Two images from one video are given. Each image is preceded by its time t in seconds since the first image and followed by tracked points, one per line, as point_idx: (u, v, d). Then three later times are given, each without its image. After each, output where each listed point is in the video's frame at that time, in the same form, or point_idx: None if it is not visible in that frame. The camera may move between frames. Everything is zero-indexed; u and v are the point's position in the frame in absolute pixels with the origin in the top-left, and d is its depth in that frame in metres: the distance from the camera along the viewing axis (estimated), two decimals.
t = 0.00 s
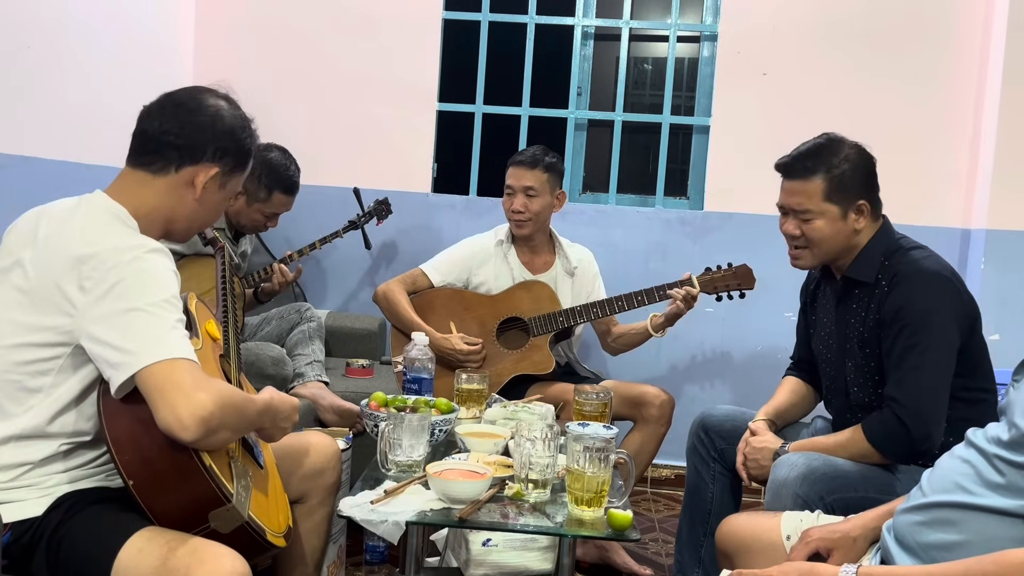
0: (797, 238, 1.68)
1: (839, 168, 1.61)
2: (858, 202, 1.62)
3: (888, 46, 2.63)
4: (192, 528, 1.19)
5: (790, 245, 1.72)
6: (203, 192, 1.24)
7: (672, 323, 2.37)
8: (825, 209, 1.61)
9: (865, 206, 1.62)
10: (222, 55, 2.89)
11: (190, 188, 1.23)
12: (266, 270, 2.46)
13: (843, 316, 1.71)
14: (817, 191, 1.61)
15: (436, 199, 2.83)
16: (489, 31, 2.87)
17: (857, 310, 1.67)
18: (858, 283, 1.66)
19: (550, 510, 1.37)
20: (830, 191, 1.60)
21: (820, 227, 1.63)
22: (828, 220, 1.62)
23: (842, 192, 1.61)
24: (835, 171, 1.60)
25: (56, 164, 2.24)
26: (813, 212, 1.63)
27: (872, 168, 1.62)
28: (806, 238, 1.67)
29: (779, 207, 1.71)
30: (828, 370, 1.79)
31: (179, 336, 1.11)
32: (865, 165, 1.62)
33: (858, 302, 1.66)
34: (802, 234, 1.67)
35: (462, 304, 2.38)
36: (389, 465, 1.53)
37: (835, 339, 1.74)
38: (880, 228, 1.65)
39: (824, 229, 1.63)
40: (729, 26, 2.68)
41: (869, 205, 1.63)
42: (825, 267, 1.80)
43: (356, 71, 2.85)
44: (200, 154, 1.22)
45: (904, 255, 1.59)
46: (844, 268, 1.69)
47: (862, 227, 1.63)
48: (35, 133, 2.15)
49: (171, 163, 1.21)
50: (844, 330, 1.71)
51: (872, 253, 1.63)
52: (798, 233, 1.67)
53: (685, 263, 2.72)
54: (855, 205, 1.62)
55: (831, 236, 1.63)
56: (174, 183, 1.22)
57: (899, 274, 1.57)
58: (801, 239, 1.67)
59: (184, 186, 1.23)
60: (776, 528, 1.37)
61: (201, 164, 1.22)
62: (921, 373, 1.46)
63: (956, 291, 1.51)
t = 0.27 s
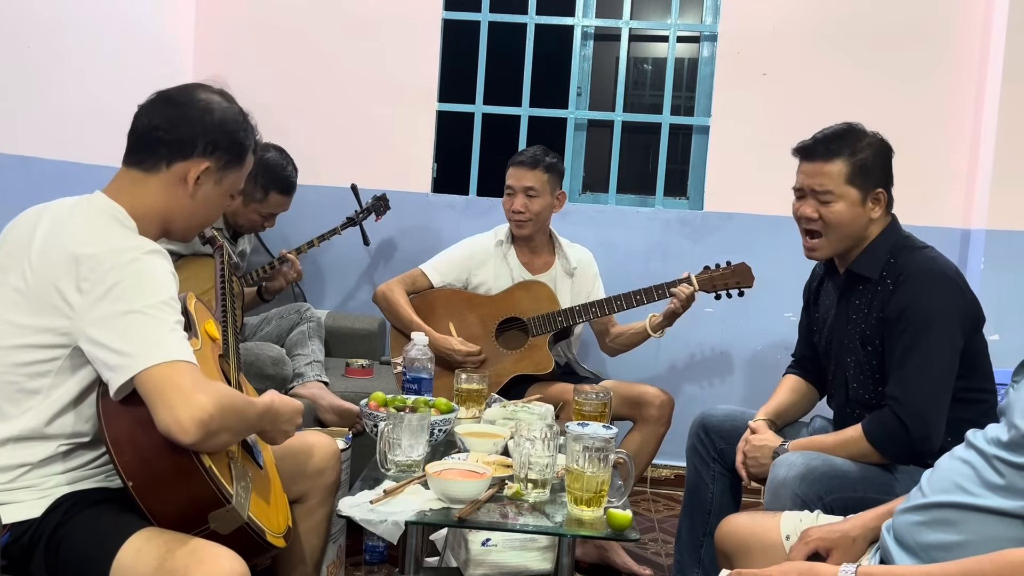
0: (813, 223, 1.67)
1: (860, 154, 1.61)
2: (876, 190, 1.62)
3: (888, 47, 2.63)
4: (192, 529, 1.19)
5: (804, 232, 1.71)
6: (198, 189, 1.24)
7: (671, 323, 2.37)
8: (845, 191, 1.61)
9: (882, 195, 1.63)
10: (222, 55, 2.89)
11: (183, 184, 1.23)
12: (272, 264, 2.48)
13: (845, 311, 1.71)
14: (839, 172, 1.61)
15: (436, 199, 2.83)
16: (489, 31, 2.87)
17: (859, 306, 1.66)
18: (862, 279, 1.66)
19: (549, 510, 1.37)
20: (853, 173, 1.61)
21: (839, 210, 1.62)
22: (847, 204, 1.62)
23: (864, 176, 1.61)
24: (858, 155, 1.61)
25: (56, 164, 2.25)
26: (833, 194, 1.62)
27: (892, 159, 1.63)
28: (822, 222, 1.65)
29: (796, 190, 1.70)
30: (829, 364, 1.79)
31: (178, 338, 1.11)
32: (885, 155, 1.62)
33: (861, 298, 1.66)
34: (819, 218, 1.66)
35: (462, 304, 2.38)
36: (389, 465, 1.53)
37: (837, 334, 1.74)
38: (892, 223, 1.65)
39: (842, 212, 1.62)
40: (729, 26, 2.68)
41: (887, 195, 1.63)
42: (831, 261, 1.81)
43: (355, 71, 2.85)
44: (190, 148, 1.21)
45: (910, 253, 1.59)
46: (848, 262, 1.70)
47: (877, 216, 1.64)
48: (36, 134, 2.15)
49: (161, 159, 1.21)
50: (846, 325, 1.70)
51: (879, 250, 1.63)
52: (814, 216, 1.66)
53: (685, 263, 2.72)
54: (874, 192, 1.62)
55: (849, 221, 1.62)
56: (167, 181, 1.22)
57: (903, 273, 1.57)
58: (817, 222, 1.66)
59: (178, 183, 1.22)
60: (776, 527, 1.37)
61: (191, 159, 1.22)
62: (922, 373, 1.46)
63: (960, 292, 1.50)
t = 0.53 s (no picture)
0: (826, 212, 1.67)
1: (879, 145, 1.63)
2: (891, 183, 1.64)
3: (888, 47, 2.63)
4: (193, 529, 1.19)
5: (814, 222, 1.71)
6: (187, 179, 1.22)
7: (671, 324, 2.37)
8: (861, 180, 1.63)
9: (896, 189, 1.64)
10: (222, 55, 2.89)
11: (170, 177, 1.22)
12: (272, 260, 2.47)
13: (850, 310, 1.71)
14: (857, 161, 1.63)
15: (436, 200, 2.83)
16: (489, 31, 2.87)
17: (865, 305, 1.66)
18: (869, 278, 1.67)
19: (549, 510, 1.37)
20: (870, 163, 1.63)
21: (853, 199, 1.63)
22: (861, 193, 1.63)
23: (881, 168, 1.63)
24: (876, 146, 1.63)
25: (56, 164, 2.25)
26: (848, 182, 1.63)
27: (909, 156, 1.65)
28: (835, 210, 1.65)
29: (810, 178, 1.71)
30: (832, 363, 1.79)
31: (175, 337, 1.11)
32: (903, 150, 1.64)
33: (867, 297, 1.66)
34: (832, 206, 1.66)
35: (462, 304, 2.38)
36: (389, 465, 1.53)
37: (841, 333, 1.74)
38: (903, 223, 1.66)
39: (856, 201, 1.63)
40: (729, 26, 2.68)
41: (900, 189, 1.65)
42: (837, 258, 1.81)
43: (355, 72, 2.85)
44: (172, 138, 1.21)
45: (920, 255, 1.59)
46: (856, 261, 1.70)
47: (890, 210, 1.65)
48: (35, 134, 2.15)
49: (147, 154, 1.21)
50: (850, 324, 1.71)
51: (888, 250, 1.63)
52: (828, 204, 1.66)
53: (685, 263, 2.72)
54: (888, 184, 1.64)
55: (862, 211, 1.63)
56: (156, 176, 1.22)
57: (913, 275, 1.57)
58: (830, 212, 1.66)
59: (167, 177, 1.22)
60: (776, 528, 1.37)
61: (176, 150, 1.21)
62: (928, 376, 1.46)
63: (971, 297, 1.50)
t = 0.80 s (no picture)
0: (839, 203, 1.67)
1: (898, 141, 1.63)
2: (906, 181, 1.63)
3: (888, 48, 2.63)
4: (183, 530, 1.18)
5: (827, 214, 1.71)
6: (185, 175, 1.23)
7: (672, 324, 2.37)
8: (875, 174, 1.63)
9: (910, 186, 1.64)
10: (223, 56, 2.89)
11: (168, 174, 1.22)
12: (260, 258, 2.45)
13: (854, 308, 1.71)
14: (874, 155, 1.63)
15: (436, 200, 2.83)
16: (489, 32, 2.87)
17: (869, 305, 1.67)
18: (874, 277, 1.67)
19: (550, 511, 1.37)
20: (887, 158, 1.63)
21: (867, 193, 1.63)
22: (875, 186, 1.63)
23: (898, 164, 1.63)
24: (894, 142, 1.63)
25: (56, 164, 2.25)
26: (863, 176, 1.64)
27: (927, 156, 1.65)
28: (847, 203, 1.66)
29: (826, 169, 1.71)
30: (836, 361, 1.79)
31: (166, 335, 1.11)
32: (922, 150, 1.64)
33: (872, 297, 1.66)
34: (846, 198, 1.66)
35: (462, 304, 2.38)
36: (389, 466, 1.53)
37: (845, 331, 1.74)
38: (912, 222, 1.66)
39: (870, 195, 1.63)
40: (729, 27, 2.68)
41: (915, 187, 1.64)
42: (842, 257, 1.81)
43: (355, 72, 2.85)
44: (169, 134, 1.21)
45: (927, 256, 1.59)
46: (862, 260, 1.71)
47: (903, 208, 1.65)
48: (35, 134, 2.15)
49: (144, 152, 1.21)
50: (854, 323, 1.71)
51: (894, 250, 1.64)
52: (841, 196, 1.66)
53: (685, 264, 2.73)
54: (903, 181, 1.64)
55: (875, 206, 1.63)
56: (153, 173, 1.22)
57: (918, 276, 1.57)
58: (843, 204, 1.66)
59: (165, 173, 1.22)
60: (777, 528, 1.37)
61: (172, 146, 1.21)
62: (930, 377, 1.46)
63: (976, 299, 1.50)
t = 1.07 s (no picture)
0: (845, 190, 1.69)
1: (910, 136, 1.65)
2: (915, 175, 1.64)
3: (888, 48, 2.63)
4: (182, 531, 1.18)
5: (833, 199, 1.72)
6: (192, 178, 1.23)
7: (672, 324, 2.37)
8: (882, 163, 1.64)
9: (919, 180, 1.64)
10: (223, 56, 2.89)
11: (176, 177, 1.22)
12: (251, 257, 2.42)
13: (861, 304, 1.72)
14: (884, 145, 1.65)
15: (436, 201, 2.83)
16: (489, 32, 2.87)
17: (875, 301, 1.67)
18: (882, 274, 1.67)
19: (549, 511, 1.37)
20: (896, 148, 1.64)
21: (872, 180, 1.64)
22: (881, 175, 1.64)
23: (907, 155, 1.64)
24: (907, 138, 1.65)
25: (56, 164, 2.25)
26: (869, 164, 1.65)
27: (938, 154, 1.65)
28: (854, 189, 1.67)
29: (838, 155, 1.73)
30: (840, 356, 1.80)
31: (170, 334, 1.11)
32: (933, 147, 1.65)
33: (879, 293, 1.67)
34: (853, 184, 1.67)
35: (462, 304, 2.38)
36: (389, 466, 1.53)
37: (850, 327, 1.75)
38: (920, 222, 1.66)
39: (875, 182, 1.64)
40: (729, 27, 2.68)
41: (924, 183, 1.64)
42: (850, 253, 1.81)
43: (355, 72, 2.85)
44: (178, 138, 1.22)
45: (935, 255, 1.60)
46: (870, 255, 1.71)
47: (909, 202, 1.65)
48: (35, 134, 2.15)
49: (153, 154, 1.21)
50: (859, 319, 1.71)
51: (902, 247, 1.64)
52: (848, 181, 1.68)
53: (685, 264, 2.73)
54: (912, 174, 1.64)
55: (880, 193, 1.64)
56: (160, 175, 1.22)
57: (926, 275, 1.56)
58: (850, 189, 1.68)
59: (172, 176, 1.22)
60: (776, 528, 1.37)
61: (181, 149, 1.22)
62: (932, 377, 1.46)
63: (983, 301, 1.50)
